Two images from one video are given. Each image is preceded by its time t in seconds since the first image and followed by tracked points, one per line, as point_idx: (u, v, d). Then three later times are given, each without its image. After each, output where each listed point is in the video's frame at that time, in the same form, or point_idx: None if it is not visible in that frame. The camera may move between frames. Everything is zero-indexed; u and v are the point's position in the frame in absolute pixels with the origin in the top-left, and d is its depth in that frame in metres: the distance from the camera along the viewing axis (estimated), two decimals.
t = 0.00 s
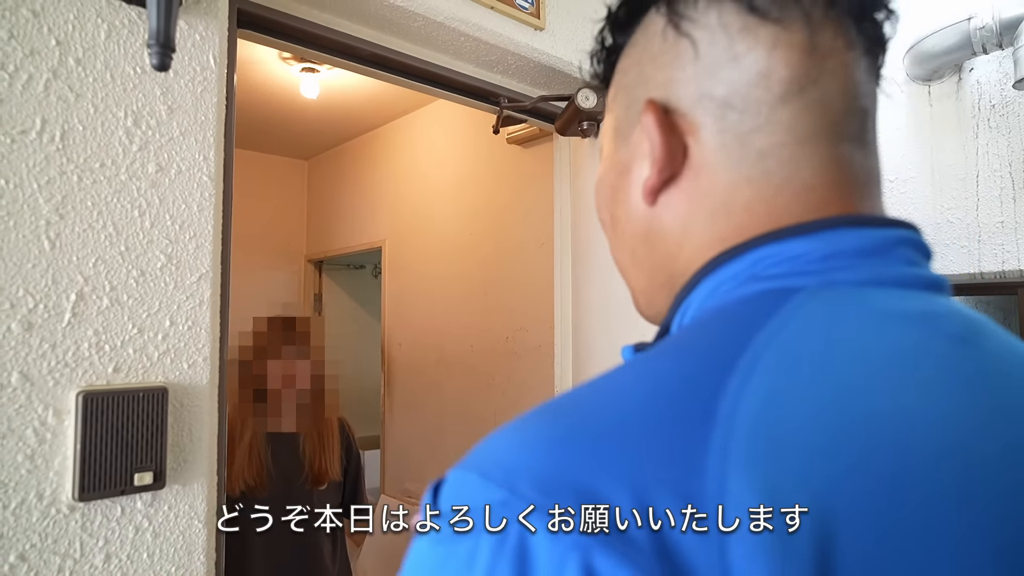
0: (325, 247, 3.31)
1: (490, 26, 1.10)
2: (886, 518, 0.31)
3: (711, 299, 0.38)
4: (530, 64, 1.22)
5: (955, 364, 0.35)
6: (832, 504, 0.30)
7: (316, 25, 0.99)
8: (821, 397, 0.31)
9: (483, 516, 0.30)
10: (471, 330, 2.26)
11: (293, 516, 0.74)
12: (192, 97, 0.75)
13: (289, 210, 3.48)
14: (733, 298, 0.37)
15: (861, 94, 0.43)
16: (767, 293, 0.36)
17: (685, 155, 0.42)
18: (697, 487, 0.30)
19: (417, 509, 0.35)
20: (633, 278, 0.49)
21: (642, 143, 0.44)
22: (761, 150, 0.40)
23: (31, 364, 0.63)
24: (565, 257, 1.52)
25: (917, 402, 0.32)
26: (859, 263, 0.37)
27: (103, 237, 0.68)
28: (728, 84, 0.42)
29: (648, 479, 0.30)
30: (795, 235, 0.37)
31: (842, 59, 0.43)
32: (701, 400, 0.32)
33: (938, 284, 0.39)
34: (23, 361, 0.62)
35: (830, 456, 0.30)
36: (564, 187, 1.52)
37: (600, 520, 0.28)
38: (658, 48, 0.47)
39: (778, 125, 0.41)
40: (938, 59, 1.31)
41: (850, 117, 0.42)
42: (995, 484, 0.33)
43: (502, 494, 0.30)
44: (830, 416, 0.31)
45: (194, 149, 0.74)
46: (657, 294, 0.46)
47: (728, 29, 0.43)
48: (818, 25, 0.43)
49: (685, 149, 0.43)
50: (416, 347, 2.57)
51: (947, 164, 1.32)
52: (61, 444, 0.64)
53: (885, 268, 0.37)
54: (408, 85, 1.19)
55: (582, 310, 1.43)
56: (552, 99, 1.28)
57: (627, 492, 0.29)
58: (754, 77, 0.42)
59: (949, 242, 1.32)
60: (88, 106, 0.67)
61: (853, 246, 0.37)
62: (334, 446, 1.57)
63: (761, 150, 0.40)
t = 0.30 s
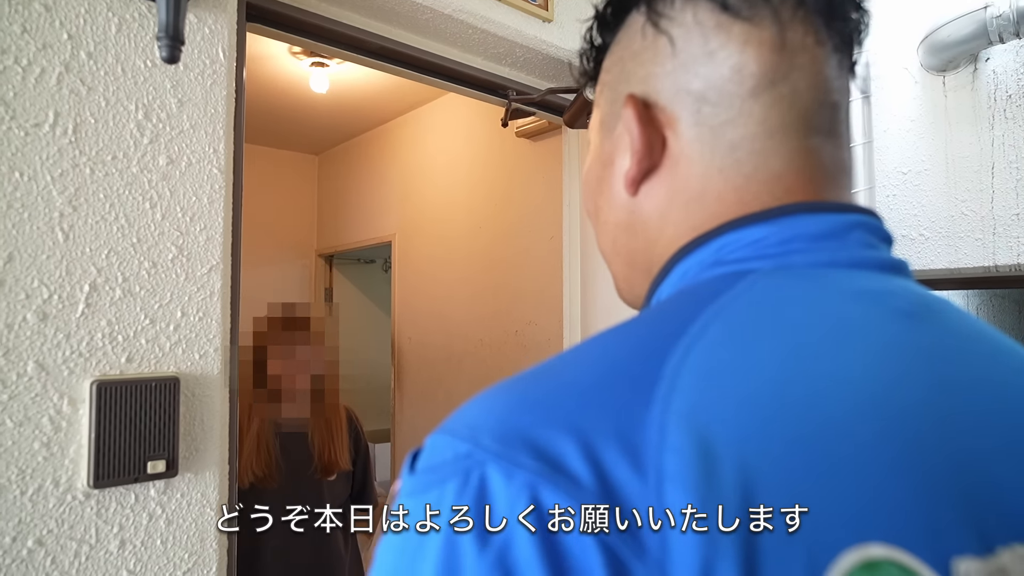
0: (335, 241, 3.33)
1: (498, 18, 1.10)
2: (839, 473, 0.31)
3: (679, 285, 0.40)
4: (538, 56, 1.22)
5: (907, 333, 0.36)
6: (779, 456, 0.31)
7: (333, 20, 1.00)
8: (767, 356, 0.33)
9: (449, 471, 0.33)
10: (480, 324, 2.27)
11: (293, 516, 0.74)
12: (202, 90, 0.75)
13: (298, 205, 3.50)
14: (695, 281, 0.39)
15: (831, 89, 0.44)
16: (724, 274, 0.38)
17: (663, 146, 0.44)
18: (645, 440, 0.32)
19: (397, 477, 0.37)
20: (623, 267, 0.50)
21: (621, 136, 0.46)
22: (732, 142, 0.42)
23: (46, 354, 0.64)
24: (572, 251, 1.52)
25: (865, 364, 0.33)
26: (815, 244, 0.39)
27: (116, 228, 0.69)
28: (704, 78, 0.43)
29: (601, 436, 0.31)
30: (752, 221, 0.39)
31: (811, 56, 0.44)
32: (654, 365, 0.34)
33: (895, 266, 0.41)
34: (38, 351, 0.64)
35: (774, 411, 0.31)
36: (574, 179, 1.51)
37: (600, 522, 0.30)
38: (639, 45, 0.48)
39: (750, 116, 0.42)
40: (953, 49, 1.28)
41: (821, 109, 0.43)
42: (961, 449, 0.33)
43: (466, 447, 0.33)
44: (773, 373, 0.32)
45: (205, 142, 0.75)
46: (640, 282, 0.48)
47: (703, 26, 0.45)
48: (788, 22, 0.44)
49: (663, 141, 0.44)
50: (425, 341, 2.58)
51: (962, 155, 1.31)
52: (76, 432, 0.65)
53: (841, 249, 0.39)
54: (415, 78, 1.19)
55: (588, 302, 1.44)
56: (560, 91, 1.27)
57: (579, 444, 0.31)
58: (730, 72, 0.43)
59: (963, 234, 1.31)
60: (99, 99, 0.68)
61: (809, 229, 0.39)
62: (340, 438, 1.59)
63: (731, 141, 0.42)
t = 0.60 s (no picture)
0: (344, 235, 3.34)
1: (509, 8, 1.09)
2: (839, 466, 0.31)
3: (689, 269, 0.40)
4: (548, 46, 1.21)
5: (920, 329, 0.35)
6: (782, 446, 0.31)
7: (343, 12, 1.00)
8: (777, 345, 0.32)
9: (452, 450, 0.32)
10: (490, 317, 2.27)
11: (293, 516, 0.75)
12: (213, 81, 0.75)
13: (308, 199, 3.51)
14: (707, 266, 0.38)
15: (902, 89, 0.43)
16: (737, 259, 0.37)
17: (705, 118, 0.42)
18: (651, 428, 0.31)
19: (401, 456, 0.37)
20: (656, 253, 0.49)
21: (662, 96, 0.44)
22: (778, 130, 0.40)
23: (61, 345, 0.64)
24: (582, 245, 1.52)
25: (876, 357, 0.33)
26: (829, 233, 0.38)
27: (128, 220, 0.69)
28: (765, 54, 0.41)
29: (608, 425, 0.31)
30: (767, 208, 0.38)
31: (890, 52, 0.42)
32: (663, 348, 0.33)
33: (912, 260, 0.40)
34: (53, 342, 0.64)
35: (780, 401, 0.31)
36: (585, 171, 1.50)
37: (601, 521, 0.29)
38: None
39: (803, 107, 0.40)
40: (970, 37, 1.26)
41: (883, 109, 0.41)
42: (961, 447, 0.33)
43: (471, 427, 0.32)
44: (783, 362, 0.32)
45: (216, 133, 0.75)
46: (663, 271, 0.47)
47: None
48: (873, 11, 0.42)
49: (707, 112, 0.42)
50: (435, 335, 2.58)
51: (978, 144, 1.29)
52: (91, 423, 0.65)
53: (857, 239, 0.38)
54: (425, 70, 1.19)
55: (599, 296, 1.43)
56: (571, 82, 1.26)
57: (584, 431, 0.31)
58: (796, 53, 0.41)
59: (979, 225, 1.29)
60: (112, 90, 0.68)
61: (825, 218, 0.38)
62: (349, 431, 1.60)
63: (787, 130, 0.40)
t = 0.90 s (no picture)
0: (345, 236, 3.33)
1: (511, 9, 1.09)
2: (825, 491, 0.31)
3: (680, 281, 0.39)
4: (550, 47, 1.20)
5: (912, 345, 0.35)
6: (770, 473, 0.31)
7: (342, 11, 0.99)
8: (772, 369, 0.32)
9: (437, 475, 0.32)
10: (490, 318, 2.26)
11: (293, 516, 0.74)
12: (213, 82, 0.75)
13: (309, 199, 3.50)
14: (698, 280, 0.38)
15: (880, 88, 0.43)
16: (728, 274, 0.37)
17: (689, 130, 0.42)
18: (637, 454, 0.31)
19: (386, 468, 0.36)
20: (647, 275, 0.48)
21: (645, 111, 0.43)
22: (763, 136, 0.40)
23: (58, 348, 0.64)
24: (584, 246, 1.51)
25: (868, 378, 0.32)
26: (821, 247, 0.37)
27: (127, 222, 0.68)
28: (743, 61, 0.41)
29: (594, 450, 0.30)
30: (757, 220, 0.38)
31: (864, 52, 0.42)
32: (652, 371, 0.33)
33: (904, 272, 0.40)
34: (51, 345, 0.63)
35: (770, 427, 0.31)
36: (586, 172, 1.49)
37: (600, 520, 0.29)
38: (679, 11, 0.46)
39: (785, 112, 0.40)
40: (972, 37, 1.26)
41: (862, 111, 0.41)
42: (952, 465, 0.33)
43: (457, 453, 0.31)
44: (774, 387, 0.31)
45: (216, 134, 0.75)
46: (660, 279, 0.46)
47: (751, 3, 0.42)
48: (845, 12, 0.41)
49: (690, 123, 0.42)
50: (435, 335, 2.58)
51: (981, 145, 1.29)
52: (88, 426, 0.65)
53: (849, 253, 0.38)
54: (427, 70, 1.18)
55: (600, 298, 1.42)
56: (573, 83, 1.26)
57: (571, 458, 0.30)
58: (773, 60, 0.40)
59: (982, 226, 1.29)
60: (111, 91, 0.67)
61: (816, 232, 0.38)
62: (349, 433, 1.59)
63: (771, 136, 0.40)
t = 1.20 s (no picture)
0: (346, 236, 3.33)
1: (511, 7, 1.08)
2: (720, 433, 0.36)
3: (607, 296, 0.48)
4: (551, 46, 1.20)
5: (779, 314, 0.42)
6: (667, 420, 0.37)
7: (342, 10, 0.98)
8: (655, 341, 0.39)
9: (386, 461, 0.40)
10: (491, 319, 2.26)
11: (293, 516, 0.74)
12: (212, 81, 0.74)
13: (310, 199, 3.50)
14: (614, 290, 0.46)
15: (721, 105, 0.53)
16: (635, 282, 0.46)
17: (587, 175, 0.52)
18: (551, 417, 0.37)
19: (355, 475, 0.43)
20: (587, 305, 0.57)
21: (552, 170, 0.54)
22: (644, 160, 0.49)
23: (56, 348, 0.63)
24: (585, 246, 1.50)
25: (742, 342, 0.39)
26: (711, 249, 0.46)
27: (125, 221, 0.68)
28: (613, 111, 0.52)
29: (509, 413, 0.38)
30: (664, 232, 0.47)
31: (699, 79, 0.52)
32: (563, 355, 0.40)
33: (790, 265, 0.48)
34: (49, 345, 0.63)
35: (662, 383, 0.37)
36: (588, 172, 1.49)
37: (600, 520, 0.34)
38: (559, 96, 0.57)
39: (656, 134, 0.50)
40: (978, 35, 1.49)
41: (715, 124, 0.51)
42: (838, 409, 0.39)
43: (401, 439, 0.39)
44: (661, 353, 0.39)
45: (215, 133, 0.74)
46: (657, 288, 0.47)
47: (604, 67, 0.54)
48: (673, 54, 0.53)
49: (586, 171, 0.52)
50: (436, 336, 2.58)
51: (987, 146, 1.52)
52: (87, 427, 0.64)
53: (735, 253, 0.46)
54: (427, 69, 1.18)
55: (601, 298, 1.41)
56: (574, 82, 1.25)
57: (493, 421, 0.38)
58: (632, 105, 0.51)
59: (987, 226, 1.53)
60: (109, 90, 0.67)
61: (706, 237, 0.47)
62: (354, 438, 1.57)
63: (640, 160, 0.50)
